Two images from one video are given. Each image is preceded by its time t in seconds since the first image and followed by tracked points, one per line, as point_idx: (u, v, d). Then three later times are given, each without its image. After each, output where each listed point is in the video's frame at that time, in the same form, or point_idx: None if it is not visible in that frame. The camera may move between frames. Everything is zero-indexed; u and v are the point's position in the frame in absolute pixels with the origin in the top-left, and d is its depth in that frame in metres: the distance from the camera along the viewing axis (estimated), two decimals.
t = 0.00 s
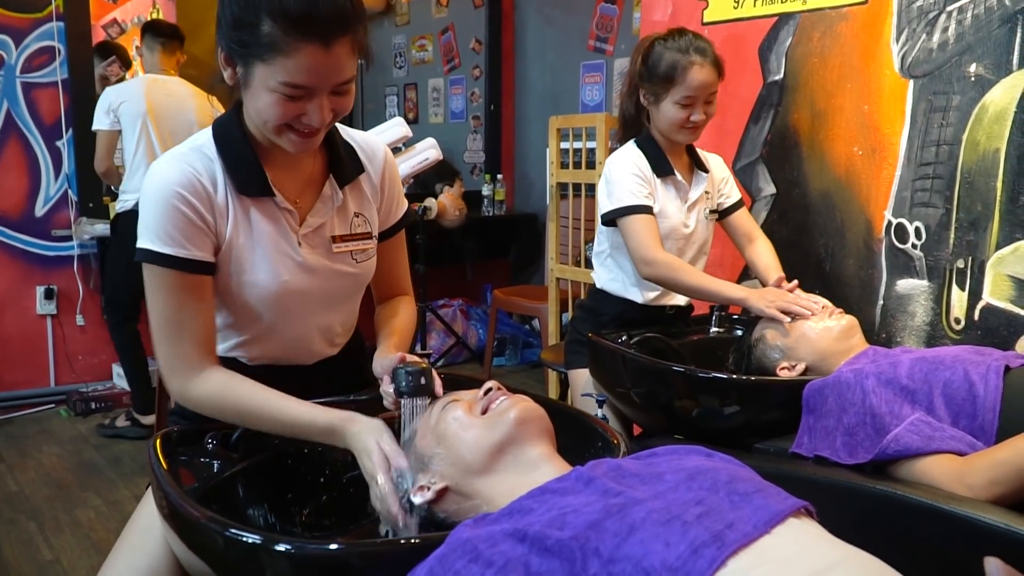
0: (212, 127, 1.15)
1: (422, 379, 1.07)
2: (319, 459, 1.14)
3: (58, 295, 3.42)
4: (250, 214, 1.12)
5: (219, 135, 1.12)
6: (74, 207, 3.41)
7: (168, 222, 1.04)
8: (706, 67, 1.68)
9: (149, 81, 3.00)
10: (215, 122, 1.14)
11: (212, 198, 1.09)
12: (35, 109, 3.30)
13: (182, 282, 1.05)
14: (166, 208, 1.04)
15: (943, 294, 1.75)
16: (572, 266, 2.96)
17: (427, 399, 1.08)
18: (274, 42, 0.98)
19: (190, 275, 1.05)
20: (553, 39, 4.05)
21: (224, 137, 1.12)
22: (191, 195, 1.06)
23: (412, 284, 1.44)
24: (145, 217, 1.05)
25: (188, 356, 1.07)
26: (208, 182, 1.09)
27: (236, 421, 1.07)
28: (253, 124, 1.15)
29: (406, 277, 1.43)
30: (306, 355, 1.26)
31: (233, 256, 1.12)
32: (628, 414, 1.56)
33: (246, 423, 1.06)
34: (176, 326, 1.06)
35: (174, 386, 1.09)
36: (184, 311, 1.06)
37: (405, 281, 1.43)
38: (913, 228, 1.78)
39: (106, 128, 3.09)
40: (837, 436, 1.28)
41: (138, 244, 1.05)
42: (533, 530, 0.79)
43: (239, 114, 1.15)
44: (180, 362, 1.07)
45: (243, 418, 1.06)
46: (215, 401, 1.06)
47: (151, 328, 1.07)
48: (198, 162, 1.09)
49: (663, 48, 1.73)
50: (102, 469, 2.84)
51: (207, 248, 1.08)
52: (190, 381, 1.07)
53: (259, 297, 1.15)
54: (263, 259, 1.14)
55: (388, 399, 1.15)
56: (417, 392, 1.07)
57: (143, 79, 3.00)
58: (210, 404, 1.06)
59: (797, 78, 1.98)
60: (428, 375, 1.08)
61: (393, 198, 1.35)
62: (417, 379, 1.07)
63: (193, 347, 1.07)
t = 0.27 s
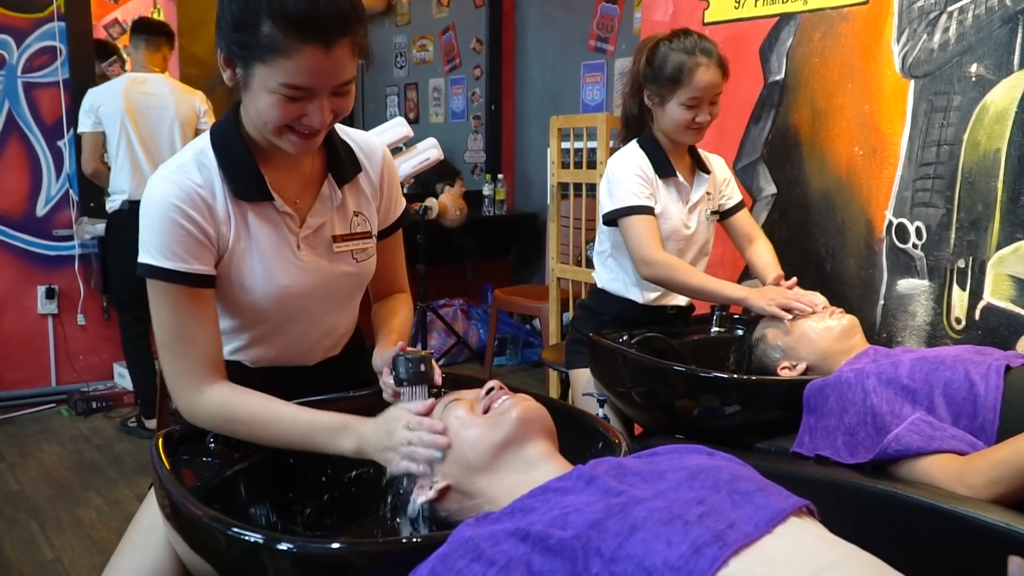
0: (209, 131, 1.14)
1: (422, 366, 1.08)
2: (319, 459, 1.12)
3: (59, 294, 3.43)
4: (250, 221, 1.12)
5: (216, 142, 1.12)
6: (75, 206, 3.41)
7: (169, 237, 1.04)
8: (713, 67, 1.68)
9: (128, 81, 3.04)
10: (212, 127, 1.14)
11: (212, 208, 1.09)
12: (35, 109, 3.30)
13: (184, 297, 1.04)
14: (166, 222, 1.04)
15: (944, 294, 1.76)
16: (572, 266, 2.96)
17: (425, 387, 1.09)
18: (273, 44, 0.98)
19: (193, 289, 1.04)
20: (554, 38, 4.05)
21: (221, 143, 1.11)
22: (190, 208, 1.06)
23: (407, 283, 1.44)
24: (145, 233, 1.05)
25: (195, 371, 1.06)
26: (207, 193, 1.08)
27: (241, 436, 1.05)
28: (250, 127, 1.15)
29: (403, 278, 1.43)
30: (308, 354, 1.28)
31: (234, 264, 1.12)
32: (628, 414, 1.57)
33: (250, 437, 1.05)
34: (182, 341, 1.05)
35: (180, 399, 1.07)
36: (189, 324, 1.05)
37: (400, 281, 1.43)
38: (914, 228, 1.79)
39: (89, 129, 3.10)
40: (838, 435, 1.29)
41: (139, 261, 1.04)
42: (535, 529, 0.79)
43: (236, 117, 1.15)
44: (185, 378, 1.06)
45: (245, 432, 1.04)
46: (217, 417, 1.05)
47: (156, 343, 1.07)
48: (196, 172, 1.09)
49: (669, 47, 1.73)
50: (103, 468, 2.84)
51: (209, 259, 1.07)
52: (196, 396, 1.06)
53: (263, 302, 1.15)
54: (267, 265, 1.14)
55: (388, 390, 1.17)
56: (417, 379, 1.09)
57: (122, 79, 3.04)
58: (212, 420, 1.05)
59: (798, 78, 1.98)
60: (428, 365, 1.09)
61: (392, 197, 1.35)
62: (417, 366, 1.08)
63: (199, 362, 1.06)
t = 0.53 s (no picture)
0: (200, 131, 1.14)
1: (424, 372, 1.09)
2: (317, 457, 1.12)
3: (58, 293, 3.42)
4: (248, 221, 1.12)
5: (208, 142, 1.11)
6: (73, 205, 3.41)
7: (169, 243, 1.04)
8: (713, 66, 1.68)
9: (98, 80, 3.01)
10: (204, 128, 1.14)
11: (209, 211, 1.09)
12: (34, 108, 3.30)
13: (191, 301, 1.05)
14: (164, 228, 1.04)
15: (942, 292, 1.76)
16: (571, 264, 2.96)
17: (427, 393, 1.09)
18: (260, 44, 0.98)
19: (198, 291, 1.05)
20: (552, 36, 4.04)
21: (213, 143, 1.11)
22: (186, 212, 1.06)
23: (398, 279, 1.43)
24: (145, 239, 1.05)
25: (211, 377, 1.06)
26: (203, 196, 1.08)
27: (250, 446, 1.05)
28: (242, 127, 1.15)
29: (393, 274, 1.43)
30: (309, 350, 1.28)
31: (234, 264, 1.12)
32: (627, 412, 1.57)
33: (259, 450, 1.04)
34: (196, 345, 1.06)
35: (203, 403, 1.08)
36: (198, 328, 1.06)
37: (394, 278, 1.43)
38: (912, 226, 1.78)
39: (65, 133, 3.10)
40: (836, 433, 1.29)
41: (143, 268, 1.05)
42: (531, 528, 0.79)
43: (226, 117, 1.15)
44: (205, 381, 1.06)
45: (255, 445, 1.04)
46: (228, 425, 1.05)
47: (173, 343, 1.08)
48: (191, 174, 1.09)
49: (670, 46, 1.72)
50: (102, 467, 2.84)
51: (210, 262, 1.08)
52: (216, 401, 1.06)
53: (265, 301, 1.16)
54: (268, 265, 1.14)
55: (387, 394, 1.18)
56: (418, 384, 1.09)
57: (94, 79, 3.02)
58: (225, 426, 1.06)
59: (796, 76, 1.98)
60: (428, 372, 1.09)
61: (386, 192, 1.35)
62: (418, 372, 1.09)
63: (214, 368, 1.06)
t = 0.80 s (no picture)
0: (200, 128, 1.15)
1: (423, 373, 1.10)
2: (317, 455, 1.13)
3: (58, 291, 3.42)
4: (246, 215, 1.12)
5: (209, 136, 1.12)
6: (74, 203, 3.41)
7: (160, 230, 1.03)
8: (715, 65, 1.68)
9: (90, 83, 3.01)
10: (205, 122, 1.14)
11: (206, 203, 1.09)
12: (34, 106, 3.30)
13: (172, 291, 1.04)
14: (159, 215, 1.04)
15: (942, 291, 1.76)
16: (571, 263, 2.97)
17: (426, 394, 1.10)
18: (259, 39, 0.98)
19: (184, 283, 1.04)
20: (553, 35, 4.04)
21: (214, 137, 1.11)
22: (184, 201, 1.06)
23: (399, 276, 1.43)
24: (138, 225, 1.04)
25: (180, 366, 1.05)
26: (201, 187, 1.08)
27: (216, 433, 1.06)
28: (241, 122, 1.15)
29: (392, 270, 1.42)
30: (307, 350, 1.27)
31: (228, 257, 1.11)
32: (627, 411, 1.57)
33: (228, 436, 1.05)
34: (169, 334, 1.05)
35: (160, 395, 1.07)
36: (175, 317, 1.05)
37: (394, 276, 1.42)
38: (913, 225, 1.79)
39: (65, 140, 3.12)
40: (836, 432, 1.29)
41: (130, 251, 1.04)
42: (532, 526, 0.79)
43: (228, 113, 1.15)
44: (169, 372, 1.05)
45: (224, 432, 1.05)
46: (199, 415, 1.05)
47: (141, 333, 1.06)
48: (190, 166, 1.09)
49: (672, 45, 1.72)
50: (103, 465, 2.84)
51: (200, 253, 1.07)
52: (180, 392, 1.05)
53: (259, 298, 1.15)
54: (263, 261, 1.14)
55: (382, 393, 1.19)
56: (418, 386, 1.10)
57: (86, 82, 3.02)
58: (194, 417, 1.06)
59: (796, 75, 1.98)
60: (427, 373, 1.10)
61: (387, 190, 1.35)
62: (417, 374, 1.10)
63: (185, 357, 1.06)
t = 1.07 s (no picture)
0: (206, 127, 1.16)
1: (426, 366, 1.10)
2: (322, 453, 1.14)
3: (60, 291, 3.43)
4: (253, 212, 1.13)
5: (216, 135, 1.12)
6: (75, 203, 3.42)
7: (172, 227, 1.04)
8: (715, 67, 1.69)
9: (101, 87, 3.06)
10: (212, 121, 1.15)
11: (214, 200, 1.10)
12: (36, 106, 3.31)
13: (184, 288, 1.04)
14: (170, 213, 1.04)
15: (942, 290, 1.77)
16: (571, 263, 2.98)
17: (429, 386, 1.10)
18: (275, 34, 0.99)
19: (199, 279, 1.05)
20: (553, 36, 4.05)
21: (221, 136, 1.12)
22: (193, 198, 1.06)
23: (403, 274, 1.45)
24: (149, 223, 1.05)
25: (197, 362, 1.05)
26: (209, 185, 1.09)
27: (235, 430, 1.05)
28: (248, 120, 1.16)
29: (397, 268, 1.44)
30: (311, 346, 1.29)
31: (237, 254, 1.12)
32: (628, 409, 1.58)
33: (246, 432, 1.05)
34: (182, 331, 1.04)
35: (180, 392, 1.06)
36: (189, 314, 1.05)
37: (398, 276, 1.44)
38: (913, 225, 1.79)
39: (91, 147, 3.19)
40: (837, 430, 1.30)
41: (142, 248, 1.04)
42: (537, 522, 0.80)
43: (235, 112, 1.16)
44: (185, 370, 1.05)
45: (241, 427, 1.04)
46: (215, 412, 1.04)
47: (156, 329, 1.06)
48: (198, 164, 1.09)
49: (670, 47, 1.73)
50: (105, 465, 2.85)
51: (211, 251, 1.08)
52: (197, 387, 1.05)
53: (266, 293, 1.16)
54: (270, 258, 1.15)
55: (388, 386, 1.19)
56: (420, 378, 1.10)
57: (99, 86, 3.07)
58: (211, 414, 1.05)
59: (797, 75, 1.99)
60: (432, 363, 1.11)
61: (391, 190, 1.36)
62: (422, 366, 1.10)
63: (201, 354, 1.05)
